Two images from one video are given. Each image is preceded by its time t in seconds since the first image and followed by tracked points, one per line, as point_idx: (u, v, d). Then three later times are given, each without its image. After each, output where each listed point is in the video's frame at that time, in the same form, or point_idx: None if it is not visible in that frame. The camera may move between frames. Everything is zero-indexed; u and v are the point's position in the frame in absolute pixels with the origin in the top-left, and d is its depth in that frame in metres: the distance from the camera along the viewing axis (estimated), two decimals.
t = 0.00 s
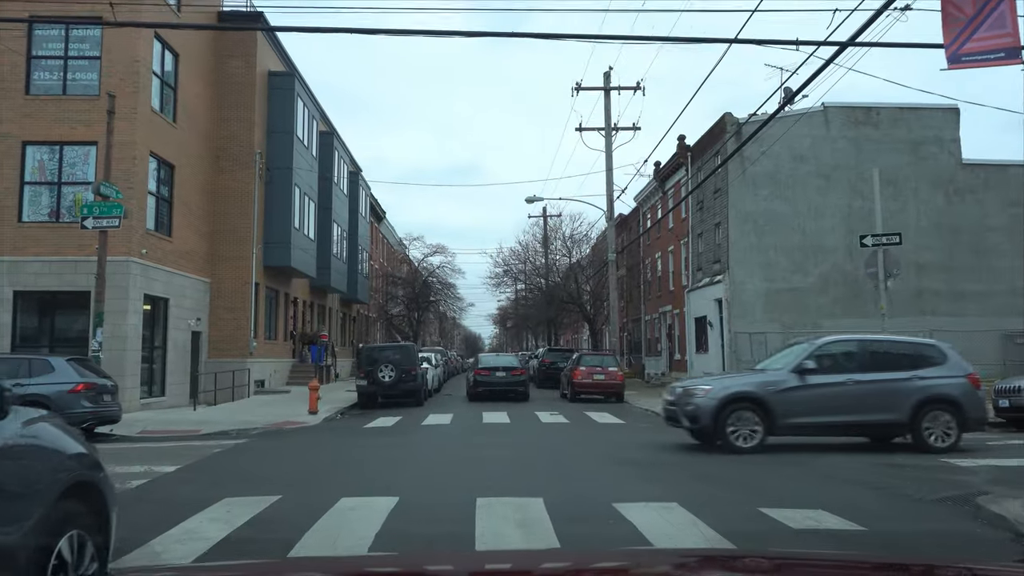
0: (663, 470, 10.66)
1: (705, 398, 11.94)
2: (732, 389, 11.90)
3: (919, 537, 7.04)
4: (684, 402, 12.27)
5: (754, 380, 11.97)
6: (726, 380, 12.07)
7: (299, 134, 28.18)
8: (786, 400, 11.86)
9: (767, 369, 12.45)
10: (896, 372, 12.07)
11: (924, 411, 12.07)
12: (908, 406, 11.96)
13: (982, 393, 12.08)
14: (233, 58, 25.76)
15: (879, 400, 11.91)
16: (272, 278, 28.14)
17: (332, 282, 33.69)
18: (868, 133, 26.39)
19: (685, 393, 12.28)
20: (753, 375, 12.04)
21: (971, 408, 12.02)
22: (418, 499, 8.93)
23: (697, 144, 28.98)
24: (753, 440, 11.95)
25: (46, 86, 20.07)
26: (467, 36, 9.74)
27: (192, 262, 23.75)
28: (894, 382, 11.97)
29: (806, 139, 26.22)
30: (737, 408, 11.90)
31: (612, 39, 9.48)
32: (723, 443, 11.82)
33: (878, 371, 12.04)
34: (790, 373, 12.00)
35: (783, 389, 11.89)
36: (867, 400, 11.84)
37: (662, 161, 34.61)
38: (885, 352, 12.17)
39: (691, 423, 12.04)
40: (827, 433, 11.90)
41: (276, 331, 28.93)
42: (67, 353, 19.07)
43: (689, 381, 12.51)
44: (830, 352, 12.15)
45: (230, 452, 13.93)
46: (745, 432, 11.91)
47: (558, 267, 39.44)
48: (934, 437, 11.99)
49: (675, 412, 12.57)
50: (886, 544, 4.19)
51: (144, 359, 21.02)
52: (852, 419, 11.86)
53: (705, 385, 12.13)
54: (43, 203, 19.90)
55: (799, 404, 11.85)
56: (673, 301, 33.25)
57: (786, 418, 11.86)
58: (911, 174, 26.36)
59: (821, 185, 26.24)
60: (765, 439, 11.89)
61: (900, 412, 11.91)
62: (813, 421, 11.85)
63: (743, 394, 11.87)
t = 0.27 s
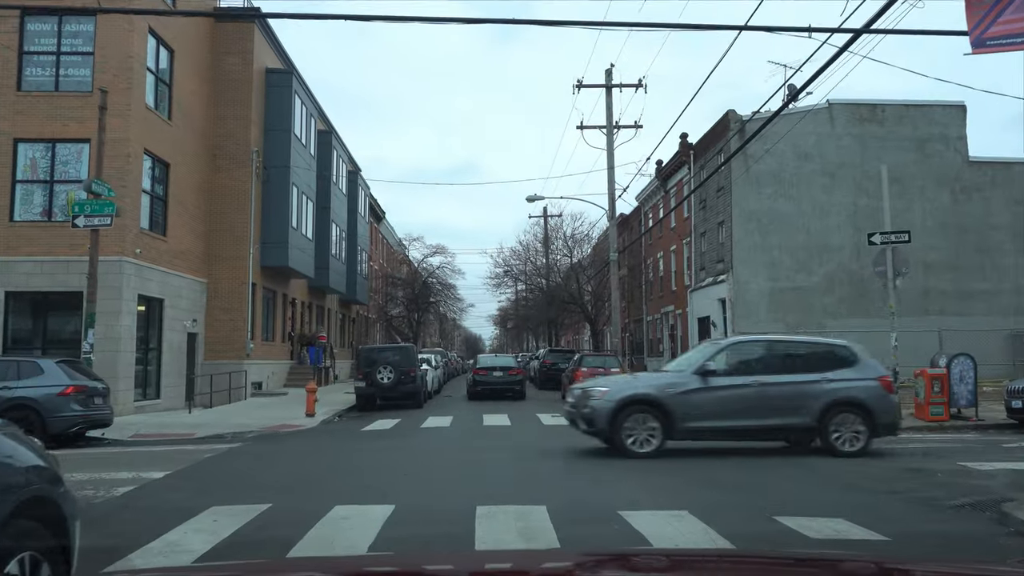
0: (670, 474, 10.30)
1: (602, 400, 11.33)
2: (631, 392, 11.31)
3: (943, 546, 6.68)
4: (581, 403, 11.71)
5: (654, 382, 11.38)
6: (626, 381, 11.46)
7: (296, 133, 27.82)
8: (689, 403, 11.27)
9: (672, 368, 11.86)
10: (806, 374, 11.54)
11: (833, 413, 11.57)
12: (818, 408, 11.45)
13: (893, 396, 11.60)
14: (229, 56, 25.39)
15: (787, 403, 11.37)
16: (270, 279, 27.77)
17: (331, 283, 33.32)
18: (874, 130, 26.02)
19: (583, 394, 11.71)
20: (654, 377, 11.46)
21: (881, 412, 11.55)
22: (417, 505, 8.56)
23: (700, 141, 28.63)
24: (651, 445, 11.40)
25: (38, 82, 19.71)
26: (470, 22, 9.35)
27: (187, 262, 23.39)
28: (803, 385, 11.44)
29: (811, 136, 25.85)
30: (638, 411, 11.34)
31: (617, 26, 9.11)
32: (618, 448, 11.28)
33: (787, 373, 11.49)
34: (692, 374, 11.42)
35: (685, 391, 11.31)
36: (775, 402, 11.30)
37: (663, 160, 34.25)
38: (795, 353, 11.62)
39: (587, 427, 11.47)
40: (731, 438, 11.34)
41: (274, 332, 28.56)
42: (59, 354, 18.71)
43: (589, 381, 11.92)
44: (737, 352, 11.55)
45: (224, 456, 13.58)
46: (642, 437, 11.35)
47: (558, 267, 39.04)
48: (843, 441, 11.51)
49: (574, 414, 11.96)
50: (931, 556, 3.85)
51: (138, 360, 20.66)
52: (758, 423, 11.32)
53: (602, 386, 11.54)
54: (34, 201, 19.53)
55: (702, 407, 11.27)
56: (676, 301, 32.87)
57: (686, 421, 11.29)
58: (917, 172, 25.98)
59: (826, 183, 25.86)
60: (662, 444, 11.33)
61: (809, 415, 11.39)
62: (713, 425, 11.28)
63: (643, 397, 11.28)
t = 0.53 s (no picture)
0: (676, 475, 9.98)
1: (477, 398, 10.87)
2: (505, 390, 10.85)
3: (968, 555, 6.37)
4: (463, 403, 11.28)
5: (531, 380, 10.88)
6: (505, 380, 11.00)
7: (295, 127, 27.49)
8: (566, 402, 10.75)
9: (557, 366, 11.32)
10: (693, 371, 10.94)
11: (723, 414, 10.89)
12: (706, 409, 10.79)
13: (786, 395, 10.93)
14: (227, 48, 25.05)
15: (670, 401, 10.76)
16: (268, 274, 27.47)
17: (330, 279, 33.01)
18: (880, 128, 25.69)
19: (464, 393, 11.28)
20: (532, 375, 10.97)
21: (773, 412, 10.90)
22: (415, 507, 8.25)
23: (704, 138, 28.29)
24: (530, 446, 10.91)
25: (33, 73, 19.40)
26: (471, 7, 9.02)
27: (184, 257, 23.10)
28: (689, 383, 10.83)
29: (816, 133, 25.52)
30: (515, 410, 10.87)
31: (625, 13, 8.80)
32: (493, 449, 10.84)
33: (670, 370, 10.90)
34: (574, 373, 10.89)
35: (564, 390, 10.79)
36: (657, 401, 10.69)
37: (666, 157, 33.93)
38: (683, 349, 11.00)
39: (464, 426, 11.05)
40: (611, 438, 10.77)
41: (272, 329, 28.26)
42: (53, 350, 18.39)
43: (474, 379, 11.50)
44: (623, 350, 10.97)
45: (217, 455, 13.25)
46: (520, 437, 10.87)
47: (560, 264, 38.72)
48: (731, 442, 10.87)
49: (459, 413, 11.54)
50: (974, 563, 3.59)
51: (134, 356, 20.35)
52: (639, 422, 10.72)
53: (481, 384, 11.10)
54: (28, 194, 19.22)
55: (581, 405, 10.73)
56: (678, 299, 32.56)
57: (565, 421, 10.75)
58: (924, 170, 25.65)
59: (832, 180, 25.53)
60: (539, 445, 10.82)
61: (696, 415, 10.75)
62: (592, 426, 10.73)
63: (520, 395, 10.80)
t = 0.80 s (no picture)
0: (682, 479, 9.70)
1: (335, 404, 10.37)
2: (367, 393, 10.39)
3: (989, 563, 6.10)
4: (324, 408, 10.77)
5: (394, 384, 10.42)
6: (363, 384, 10.52)
7: (293, 126, 27.24)
8: (429, 407, 10.34)
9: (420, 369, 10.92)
10: (563, 372, 10.64)
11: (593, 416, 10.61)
12: (575, 411, 10.50)
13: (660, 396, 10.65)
14: (225, 46, 24.79)
15: (539, 403, 10.45)
16: (267, 274, 27.20)
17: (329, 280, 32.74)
18: (885, 125, 25.42)
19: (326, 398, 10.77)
20: (395, 378, 10.54)
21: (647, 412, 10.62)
22: (412, 512, 7.98)
23: (706, 136, 28.02)
24: (391, 452, 10.44)
25: (27, 70, 19.14)
26: None
27: (181, 257, 22.85)
28: (560, 385, 10.52)
29: (820, 131, 25.26)
30: (375, 414, 10.39)
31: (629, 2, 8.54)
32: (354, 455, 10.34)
33: (539, 372, 10.57)
34: (439, 375, 10.49)
35: (427, 395, 10.37)
36: (527, 403, 10.39)
37: (668, 156, 33.66)
38: (553, 351, 10.72)
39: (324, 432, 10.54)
40: (479, 443, 10.41)
41: (270, 329, 28.00)
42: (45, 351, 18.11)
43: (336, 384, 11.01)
44: (489, 352, 10.65)
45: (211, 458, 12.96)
46: (380, 443, 10.39)
47: (560, 264, 38.42)
48: (604, 446, 10.56)
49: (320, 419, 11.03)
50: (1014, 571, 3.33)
51: (129, 356, 20.07)
52: (506, 426, 10.38)
53: (341, 389, 10.61)
54: (21, 192, 18.94)
55: (446, 408, 10.34)
56: (680, 299, 32.29)
57: (428, 426, 10.34)
58: (929, 168, 25.38)
59: (835, 178, 25.26)
60: (401, 451, 10.37)
61: (565, 418, 10.45)
62: (458, 429, 10.35)
63: (382, 401, 10.32)
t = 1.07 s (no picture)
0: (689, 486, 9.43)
1: (182, 411, 9.86)
2: (214, 401, 9.87)
3: None
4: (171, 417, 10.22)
5: (244, 390, 9.95)
6: (210, 390, 10.03)
7: (292, 125, 26.98)
8: (281, 414, 9.89)
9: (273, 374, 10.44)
10: (421, 373, 10.29)
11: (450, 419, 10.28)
12: (432, 414, 10.16)
13: (522, 398, 10.38)
14: (223, 43, 24.54)
15: (396, 407, 10.08)
16: (265, 275, 26.93)
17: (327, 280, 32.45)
18: (890, 123, 25.15)
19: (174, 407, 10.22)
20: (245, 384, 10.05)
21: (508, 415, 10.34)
22: (410, 522, 7.71)
23: (709, 135, 27.75)
24: (238, 461, 9.93)
25: (20, 68, 18.87)
26: None
27: (178, 257, 22.57)
28: (419, 388, 10.18)
29: (824, 129, 25.00)
30: (222, 422, 9.87)
31: None
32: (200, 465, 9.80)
33: (398, 374, 10.20)
34: (291, 379, 10.04)
35: (280, 400, 9.92)
36: (385, 407, 10.02)
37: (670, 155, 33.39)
38: (409, 353, 10.36)
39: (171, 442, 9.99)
40: (334, 450, 10.01)
41: (267, 330, 27.71)
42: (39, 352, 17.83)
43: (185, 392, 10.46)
44: (343, 355, 10.24)
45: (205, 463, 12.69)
46: (227, 451, 9.86)
47: (561, 265, 38.10)
48: (462, 450, 10.25)
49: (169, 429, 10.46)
50: None
51: (124, 357, 19.79)
52: (361, 432, 10.00)
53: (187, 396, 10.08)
54: (14, 191, 18.66)
55: (298, 414, 9.91)
56: (682, 299, 32.01)
57: (278, 432, 9.88)
58: (934, 166, 25.11)
59: (840, 177, 24.98)
60: (248, 459, 9.86)
61: (421, 422, 10.10)
62: (311, 436, 9.91)
63: (232, 408, 9.82)
